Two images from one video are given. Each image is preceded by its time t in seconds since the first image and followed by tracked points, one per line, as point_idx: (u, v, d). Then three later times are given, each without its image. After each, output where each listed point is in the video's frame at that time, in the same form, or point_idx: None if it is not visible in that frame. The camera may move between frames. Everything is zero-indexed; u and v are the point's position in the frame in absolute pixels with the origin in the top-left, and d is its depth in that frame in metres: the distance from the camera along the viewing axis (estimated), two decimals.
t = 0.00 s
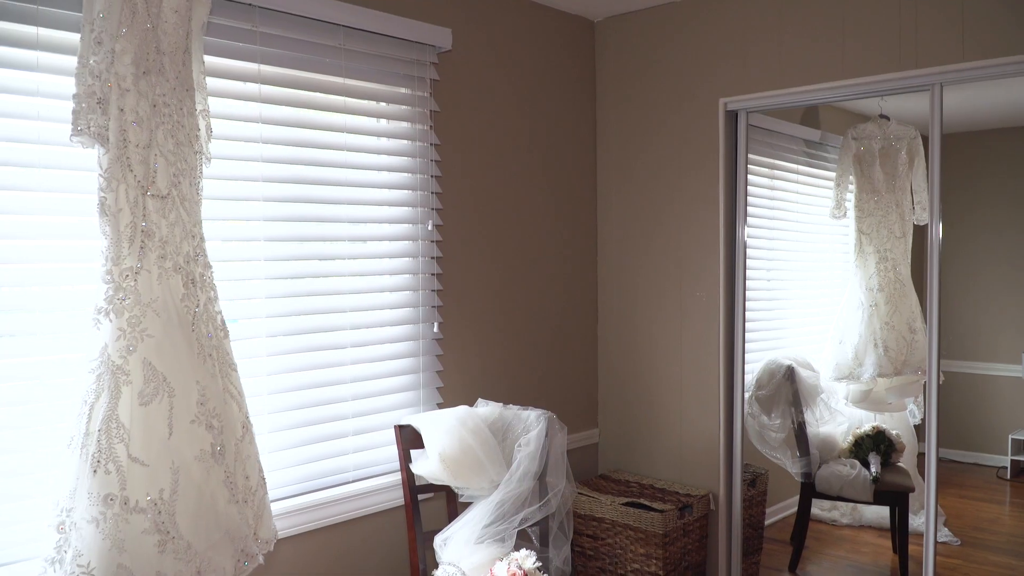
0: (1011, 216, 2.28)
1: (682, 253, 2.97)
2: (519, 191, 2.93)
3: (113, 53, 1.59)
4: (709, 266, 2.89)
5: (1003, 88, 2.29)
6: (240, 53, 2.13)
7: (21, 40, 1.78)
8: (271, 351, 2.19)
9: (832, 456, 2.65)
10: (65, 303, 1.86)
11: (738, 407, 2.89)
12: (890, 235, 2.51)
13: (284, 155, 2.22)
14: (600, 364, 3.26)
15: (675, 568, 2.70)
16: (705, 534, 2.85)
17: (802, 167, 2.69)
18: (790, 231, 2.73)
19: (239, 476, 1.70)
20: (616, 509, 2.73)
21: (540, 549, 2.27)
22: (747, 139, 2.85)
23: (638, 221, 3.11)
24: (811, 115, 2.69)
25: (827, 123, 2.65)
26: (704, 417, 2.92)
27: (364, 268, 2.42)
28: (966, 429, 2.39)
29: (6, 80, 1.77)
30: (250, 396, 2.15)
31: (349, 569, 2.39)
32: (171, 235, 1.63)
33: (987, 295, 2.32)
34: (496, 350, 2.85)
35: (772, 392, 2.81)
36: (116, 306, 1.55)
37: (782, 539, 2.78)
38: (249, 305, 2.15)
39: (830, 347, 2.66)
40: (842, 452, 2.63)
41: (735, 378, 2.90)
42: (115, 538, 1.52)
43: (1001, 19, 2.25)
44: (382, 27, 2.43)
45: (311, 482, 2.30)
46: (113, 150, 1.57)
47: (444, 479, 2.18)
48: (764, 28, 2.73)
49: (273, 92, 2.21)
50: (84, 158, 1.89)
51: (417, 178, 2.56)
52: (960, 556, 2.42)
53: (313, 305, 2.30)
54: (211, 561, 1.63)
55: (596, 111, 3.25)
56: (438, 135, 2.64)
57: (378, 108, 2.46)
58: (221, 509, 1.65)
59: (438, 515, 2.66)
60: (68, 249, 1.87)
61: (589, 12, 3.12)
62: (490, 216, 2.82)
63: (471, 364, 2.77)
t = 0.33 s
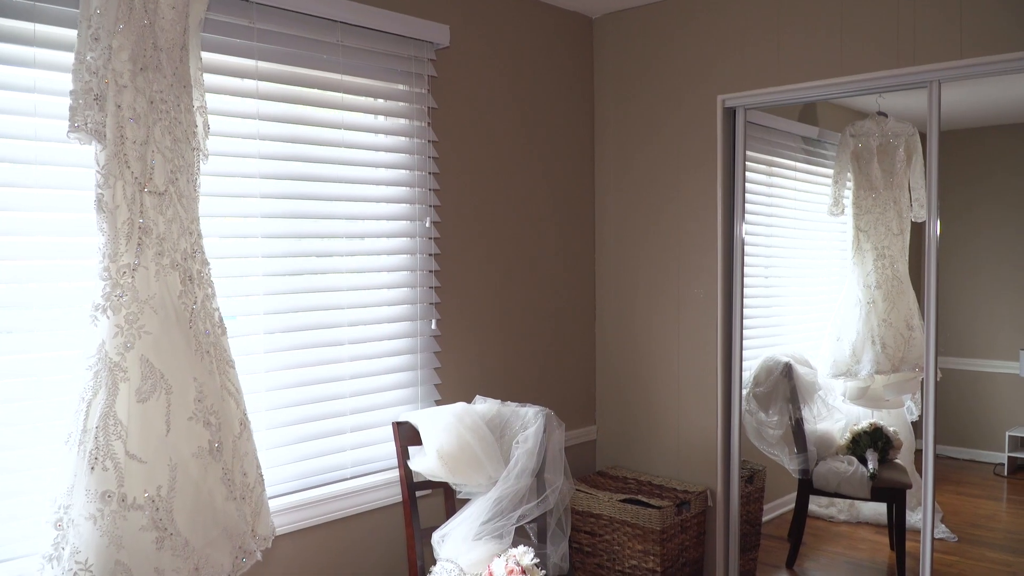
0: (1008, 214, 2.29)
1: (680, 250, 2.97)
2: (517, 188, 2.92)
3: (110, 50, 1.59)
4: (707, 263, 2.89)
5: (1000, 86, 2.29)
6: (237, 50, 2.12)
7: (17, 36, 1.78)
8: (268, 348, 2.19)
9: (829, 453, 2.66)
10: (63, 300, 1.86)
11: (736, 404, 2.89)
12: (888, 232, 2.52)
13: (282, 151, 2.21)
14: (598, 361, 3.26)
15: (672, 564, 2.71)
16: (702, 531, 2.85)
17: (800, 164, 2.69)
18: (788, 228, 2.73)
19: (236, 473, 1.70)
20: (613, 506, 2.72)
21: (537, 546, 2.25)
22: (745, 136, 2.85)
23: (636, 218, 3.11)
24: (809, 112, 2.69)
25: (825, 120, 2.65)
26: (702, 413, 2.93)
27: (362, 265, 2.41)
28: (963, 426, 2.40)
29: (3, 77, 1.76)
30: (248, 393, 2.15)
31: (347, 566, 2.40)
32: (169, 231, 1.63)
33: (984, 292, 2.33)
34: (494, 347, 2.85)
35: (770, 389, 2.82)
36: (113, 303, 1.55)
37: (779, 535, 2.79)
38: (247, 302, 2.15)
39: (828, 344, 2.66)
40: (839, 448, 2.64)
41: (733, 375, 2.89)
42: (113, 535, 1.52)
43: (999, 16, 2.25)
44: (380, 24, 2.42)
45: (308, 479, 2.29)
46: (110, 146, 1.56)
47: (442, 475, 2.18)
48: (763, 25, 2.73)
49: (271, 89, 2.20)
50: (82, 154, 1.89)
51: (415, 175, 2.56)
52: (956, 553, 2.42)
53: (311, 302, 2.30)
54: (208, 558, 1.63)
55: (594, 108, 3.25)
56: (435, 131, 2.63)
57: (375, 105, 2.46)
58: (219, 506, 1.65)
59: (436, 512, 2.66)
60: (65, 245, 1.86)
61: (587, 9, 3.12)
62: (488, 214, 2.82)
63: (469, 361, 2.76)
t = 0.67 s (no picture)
0: (1006, 210, 2.28)
1: (678, 246, 2.97)
2: (515, 184, 2.92)
3: (107, 45, 1.58)
4: (704, 259, 2.89)
5: (998, 82, 2.29)
6: (234, 45, 2.12)
7: (14, 32, 1.77)
8: (266, 344, 2.19)
9: (826, 449, 2.66)
10: (61, 296, 1.85)
11: (733, 400, 2.88)
12: (885, 228, 2.52)
13: (279, 147, 2.21)
14: (595, 357, 3.27)
15: (670, 560, 2.71)
16: (699, 527, 2.86)
17: (798, 160, 2.70)
18: (786, 224, 2.73)
19: (234, 469, 1.70)
20: (611, 501, 2.73)
21: (535, 542, 2.27)
22: (742, 132, 2.85)
23: (634, 214, 3.11)
24: (807, 108, 2.69)
25: (823, 116, 2.65)
26: (700, 410, 2.93)
27: (359, 261, 2.41)
28: (960, 422, 2.40)
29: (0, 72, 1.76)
30: (246, 388, 2.14)
31: (346, 561, 2.40)
32: (166, 227, 1.63)
33: (981, 288, 2.33)
34: (491, 343, 2.85)
35: (767, 384, 2.82)
36: (110, 299, 1.55)
37: (776, 530, 2.79)
38: (244, 298, 2.15)
39: (826, 340, 2.67)
40: (836, 444, 2.64)
41: (730, 371, 2.90)
42: (110, 531, 1.52)
43: (997, 11, 2.25)
44: (378, 19, 2.42)
45: (306, 475, 2.29)
46: (107, 142, 1.56)
47: (439, 471, 2.18)
48: (761, 21, 2.72)
49: (268, 84, 2.20)
50: (79, 150, 1.88)
51: (412, 170, 2.55)
52: (953, 548, 2.43)
53: (308, 298, 2.30)
54: (206, 553, 1.63)
55: (592, 104, 3.24)
56: (433, 127, 2.63)
57: (373, 101, 2.46)
58: (217, 502, 1.65)
59: (434, 508, 2.66)
60: (63, 241, 1.86)
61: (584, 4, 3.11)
62: (486, 210, 2.82)
63: (467, 357, 2.77)
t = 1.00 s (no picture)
0: (1003, 207, 2.28)
1: (676, 242, 2.97)
2: (513, 180, 2.92)
3: (104, 40, 1.58)
4: (702, 254, 2.89)
5: (997, 77, 2.29)
6: (231, 39, 2.11)
7: (11, 26, 1.77)
8: (264, 340, 2.18)
9: (824, 444, 2.67)
10: (58, 291, 1.85)
11: (730, 395, 2.89)
12: (883, 224, 2.51)
13: (276, 142, 2.21)
14: (593, 353, 3.27)
15: (667, 555, 2.72)
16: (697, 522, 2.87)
17: (796, 155, 2.70)
18: (784, 219, 2.73)
19: (232, 464, 1.70)
20: (609, 496, 2.73)
21: (533, 537, 2.28)
22: (740, 128, 2.85)
23: (632, 209, 3.11)
24: (805, 104, 2.68)
25: (821, 111, 2.65)
26: (698, 405, 2.93)
27: (357, 257, 2.41)
28: (958, 418, 2.40)
29: None
30: (244, 384, 2.14)
31: (344, 556, 2.40)
32: (164, 222, 1.62)
33: (978, 283, 2.33)
34: (489, 338, 2.85)
35: (765, 379, 2.82)
36: (108, 294, 1.54)
37: (774, 526, 2.80)
38: (243, 293, 2.14)
39: (824, 335, 2.67)
40: (834, 439, 2.65)
41: (728, 367, 2.90)
42: (109, 526, 1.52)
43: (996, 7, 2.25)
44: (375, 14, 2.42)
45: (304, 470, 2.30)
46: (104, 137, 1.56)
47: (437, 466, 2.18)
48: (759, 15, 2.72)
49: (266, 79, 2.19)
50: (76, 145, 1.88)
51: (410, 166, 2.55)
52: (950, 543, 2.43)
53: (306, 293, 2.30)
54: (204, 548, 1.63)
55: (590, 100, 3.24)
56: (431, 122, 2.63)
57: (371, 96, 2.45)
58: (215, 496, 1.65)
59: (432, 503, 2.66)
60: (60, 236, 1.86)
61: None
62: (483, 205, 2.81)
63: (465, 352, 2.77)
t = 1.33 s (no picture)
0: (1002, 203, 2.28)
1: (675, 237, 2.97)
2: (512, 175, 2.92)
3: (101, 34, 1.57)
4: (700, 249, 2.89)
5: (996, 72, 2.28)
6: (229, 33, 2.10)
7: (9, 20, 1.76)
8: (262, 334, 2.18)
9: (822, 439, 2.68)
10: (57, 286, 1.85)
11: (729, 390, 2.89)
12: (882, 219, 2.51)
13: (274, 137, 2.20)
14: (592, 348, 3.27)
15: (666, 550, 2.72)
16: (695, 516, 2.87)
17: (794, 150, 2.69)
18: (783, 214, 2.73)
19: (230, 459, 1.70)
20: (607, 491, 2.74)
21: (532, 531, 2.29)
22: (739, 123, 2.84)
23: (631, 205, 3.11)
24: (804, 99, 2.68)
25: (820, 106, 2.65)
26: (697, 400, 2.93)
27: (355, 252, 2.41)
28: (956, 412, 2.41)
29: None
30: (242, 378, 2.14)
31: (343, 550, 2.40)
32: (162, 217, 1.62)
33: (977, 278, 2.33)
34: (487, 333, 2.85)
35: (763, 374, 2.82)
36: (106, 289, 1.54)
37: (772, 520, 2.80)
38: (241, 288, 2.14)
39: (822, 330, 2.67)
40: (832, 434, 2.66)
41: (726, 362, 2.90)
42: (107, 521, 1.52)
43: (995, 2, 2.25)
44: (373, 8, 2.41)
45: (303, 465, 2.30)
46: (102, 131, 1.56)
47: (436, 461, 2.19)
48: (759, 10, 2.72)
49: (264, 73, 2.19)
50: (75, 139, 1.88)
51: (408, 160, 2.54)
52: (948, 538, 2.43)
53: (305, 288, 2.30)
54: (202, 542, 1.63)
55: (590, 95, 3.24)
56: (429, 117, 2.62)
57: (369, 90, 2.45)
58: (213, 490, 1.65)
59: (431, 498, 2.66)
60: (59, 230, 1.86)
61: None
62: (482, 200, 2.81)
63: (463, 347, 2.77)
